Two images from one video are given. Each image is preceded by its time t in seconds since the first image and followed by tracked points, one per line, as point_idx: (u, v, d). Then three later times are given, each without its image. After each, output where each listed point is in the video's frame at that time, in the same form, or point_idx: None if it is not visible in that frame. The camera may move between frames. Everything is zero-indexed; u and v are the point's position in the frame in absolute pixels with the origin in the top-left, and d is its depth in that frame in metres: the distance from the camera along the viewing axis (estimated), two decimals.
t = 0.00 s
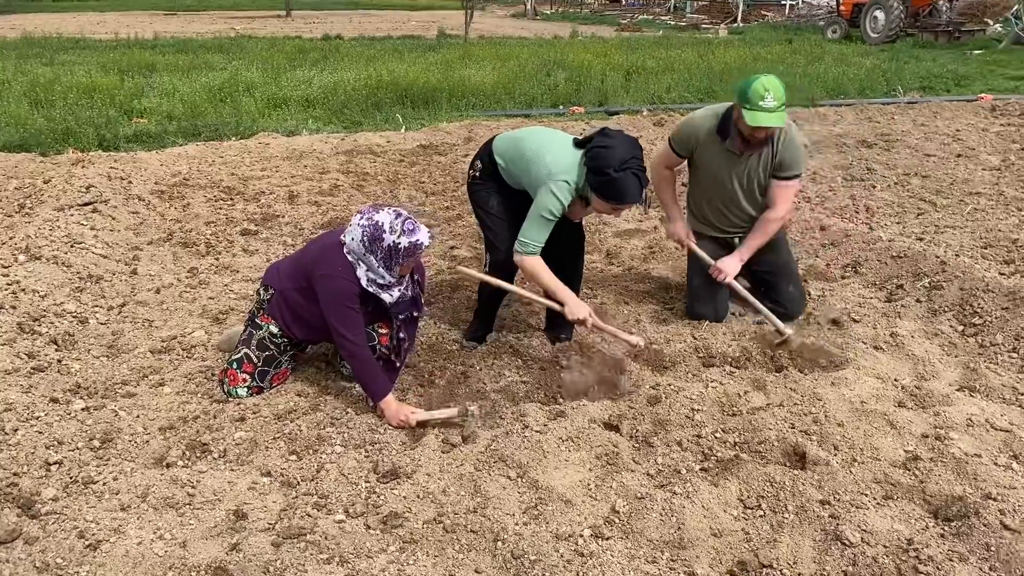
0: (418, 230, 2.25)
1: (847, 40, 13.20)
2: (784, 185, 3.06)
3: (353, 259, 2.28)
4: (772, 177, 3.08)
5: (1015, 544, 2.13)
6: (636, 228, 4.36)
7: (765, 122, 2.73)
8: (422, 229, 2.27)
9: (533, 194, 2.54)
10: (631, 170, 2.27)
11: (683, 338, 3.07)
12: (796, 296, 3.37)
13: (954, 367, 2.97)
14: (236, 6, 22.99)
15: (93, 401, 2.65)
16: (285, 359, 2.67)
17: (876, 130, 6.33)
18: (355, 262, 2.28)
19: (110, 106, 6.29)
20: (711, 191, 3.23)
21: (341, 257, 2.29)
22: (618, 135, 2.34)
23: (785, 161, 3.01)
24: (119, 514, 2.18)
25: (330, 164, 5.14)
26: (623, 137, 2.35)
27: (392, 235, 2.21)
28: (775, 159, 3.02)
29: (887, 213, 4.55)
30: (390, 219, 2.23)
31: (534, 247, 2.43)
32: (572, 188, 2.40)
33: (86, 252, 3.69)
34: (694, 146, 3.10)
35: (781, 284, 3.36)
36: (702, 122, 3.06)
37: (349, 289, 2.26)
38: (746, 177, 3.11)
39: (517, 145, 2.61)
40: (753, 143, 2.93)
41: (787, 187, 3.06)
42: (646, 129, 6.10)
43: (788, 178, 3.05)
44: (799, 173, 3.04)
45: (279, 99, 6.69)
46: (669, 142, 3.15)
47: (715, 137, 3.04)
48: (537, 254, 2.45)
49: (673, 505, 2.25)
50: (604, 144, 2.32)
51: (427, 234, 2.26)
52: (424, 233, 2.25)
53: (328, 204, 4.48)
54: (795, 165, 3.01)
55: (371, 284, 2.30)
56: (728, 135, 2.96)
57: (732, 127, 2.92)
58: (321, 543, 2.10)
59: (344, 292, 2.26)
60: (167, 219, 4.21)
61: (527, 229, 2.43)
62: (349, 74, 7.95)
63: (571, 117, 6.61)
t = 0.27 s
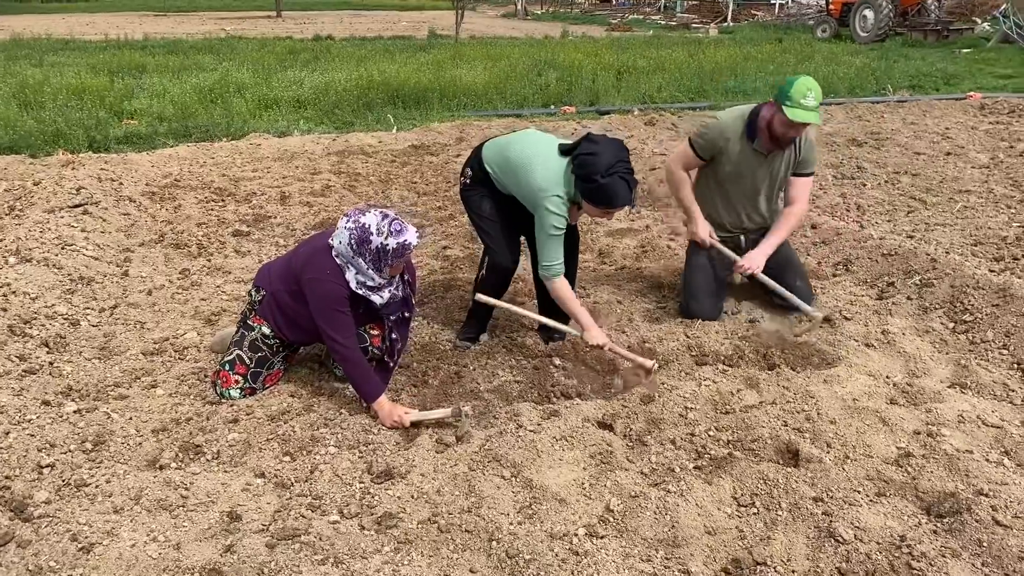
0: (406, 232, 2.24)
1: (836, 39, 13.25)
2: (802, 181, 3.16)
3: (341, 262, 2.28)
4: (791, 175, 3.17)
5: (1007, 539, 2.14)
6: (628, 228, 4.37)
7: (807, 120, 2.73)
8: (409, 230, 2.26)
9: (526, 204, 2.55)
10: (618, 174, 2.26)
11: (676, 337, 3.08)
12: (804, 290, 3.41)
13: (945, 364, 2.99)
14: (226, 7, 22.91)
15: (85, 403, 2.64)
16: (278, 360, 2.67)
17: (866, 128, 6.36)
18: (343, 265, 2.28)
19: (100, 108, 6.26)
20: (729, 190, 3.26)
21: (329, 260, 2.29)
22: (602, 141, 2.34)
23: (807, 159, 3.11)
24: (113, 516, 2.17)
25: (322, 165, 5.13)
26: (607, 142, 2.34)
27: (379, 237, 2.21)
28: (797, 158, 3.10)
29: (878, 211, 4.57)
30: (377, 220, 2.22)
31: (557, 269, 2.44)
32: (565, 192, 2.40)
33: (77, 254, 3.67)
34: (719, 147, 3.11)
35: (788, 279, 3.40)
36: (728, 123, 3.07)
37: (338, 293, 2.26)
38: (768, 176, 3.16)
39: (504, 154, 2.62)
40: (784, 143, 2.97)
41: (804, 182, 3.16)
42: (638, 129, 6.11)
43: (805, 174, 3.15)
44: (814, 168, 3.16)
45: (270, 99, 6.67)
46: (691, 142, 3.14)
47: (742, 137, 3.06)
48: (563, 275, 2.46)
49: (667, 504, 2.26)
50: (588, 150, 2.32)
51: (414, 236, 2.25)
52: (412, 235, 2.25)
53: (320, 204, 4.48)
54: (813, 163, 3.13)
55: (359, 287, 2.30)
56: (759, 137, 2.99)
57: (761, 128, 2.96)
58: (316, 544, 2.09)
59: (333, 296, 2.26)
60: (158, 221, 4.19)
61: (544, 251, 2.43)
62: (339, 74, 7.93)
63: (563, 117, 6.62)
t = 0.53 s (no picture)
0: (397, 233, 2.24)
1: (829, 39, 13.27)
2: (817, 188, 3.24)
3: (332, 264, 2.28)
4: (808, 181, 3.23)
5: (998, 538, 2.15)
6: (621, 228, 4.37)
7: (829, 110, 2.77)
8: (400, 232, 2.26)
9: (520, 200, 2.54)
10: (617, 174, 2.27)
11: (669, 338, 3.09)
12: (802, 289, 3.38)
13: (936, 363, 3.00)
14: (219, 7, 22.86)
15: (76, 406, 2.63)
16: (269, 362, 2.66)
17: (858, 128, 6.38)
18: (334, 267, 2.28)
19: (92, 109, 6.24)
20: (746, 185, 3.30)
21: (320, 262, 2.29)
22: (602, 139, 2.34)
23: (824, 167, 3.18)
24: (104, 519, 2.16)
25: (314, 166, 5.12)
26: (607, 141, 2.35)
27: (369, 238, 2.20)
28: (817, 165, 3.17)
29: (870, 211, 4.59)
30: (369, 221, 2.22)
31: (535, 259, 2.41)
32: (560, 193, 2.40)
33: (68, 256, 3.65)
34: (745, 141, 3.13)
35: (788, 280, 3.38)
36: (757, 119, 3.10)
37: (329, 295, 2.25)
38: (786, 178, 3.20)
39: (500, 153, 2.60)
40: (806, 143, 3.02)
41: (819, 189, 3.23)
42: (631, 129, 6.12)
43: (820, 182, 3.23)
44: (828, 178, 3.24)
45: (262, 100, 6.66)
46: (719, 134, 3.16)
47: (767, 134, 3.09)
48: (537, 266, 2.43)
49: (659, 504, 2.26)
50: (589, 148, 2.32)
51: (405, 238, 2.25)
52: (403, 236, 2.24)
53: (313, 205, 4.47)
54: (829, 172, 3.21)
55: (351, 289, 2.30)
56: (784, 136, 3.03)
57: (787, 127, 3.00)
58: (308, 546, 2.09)
59: (324, 298, 2.26)
60: (150, 222, 4.18)
61: (526, 239, 2.41)
62: (332, 75, 7.92)
63: (556, 117, 6.62)
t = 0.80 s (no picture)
0: (392, 236, 2.23)
1: (825, 39, 13.29)
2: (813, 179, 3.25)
3: (326, 266, 2.27)
4: (802, 174, 3.25)
5: (994, 538, 2.15)
6: (617, 229, 4.37)
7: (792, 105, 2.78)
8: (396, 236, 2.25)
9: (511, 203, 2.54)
10: (605, 175, 2.26)
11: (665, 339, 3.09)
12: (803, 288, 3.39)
13: (932, 364, 3.00)
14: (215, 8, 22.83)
15: (71, 409, 2.62)
16: (264, 364, 2.65)
17: (854, 128, 6.38)
18: (328, 269, 2.27)
19: (87, 110, 6.23)
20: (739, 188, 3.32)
21: (315, 264, 2.28)
22: (590, 140, 2.33)
23: (814, 159, 3.19)
24: (98, 523, 2.15)
25: (310, 167, 5.11)
26: (596, 142, 2.34)
27: (364, 240, 2.20)
28: (807, 158, 3.17)
29: (866, 211, 4.59)
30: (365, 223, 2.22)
31: (522, 261, 2.39)
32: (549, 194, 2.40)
33: (63, 258, 3.64)
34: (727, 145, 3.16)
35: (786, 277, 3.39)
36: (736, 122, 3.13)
37: (323, 297, 2.25)
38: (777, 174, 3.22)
39: (491, 153, 2.60)
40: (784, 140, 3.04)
41: (818, 181, 3.25)
42: (627, 130, 6.12)
43: (815, 174, 3.23)
44: (824, 169, 3.24)
45: (258, 101, 6.65)
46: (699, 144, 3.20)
47: (749, 135, 3.12)
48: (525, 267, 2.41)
49: (655, 506, 2.26)
50: (576, 150, 2.31)
51: (400, 242, 2.24)
52: (397, 239, 2.23)
53: (309, 207, 4.46)
54: (822, 163, 3.21)
55: (346, 292, 2.29)
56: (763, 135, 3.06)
57: (766, 127, 3.01)
58: (303, 549, 2.08)
59: (319, 301, 2.25)
60: (145, 224, 4.17)
61: (512, 242, 2.40)
62: (328, 76, 7.92)
63: (552, 118, 6.62)
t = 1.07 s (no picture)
0: (391, 241, 2.20)
1: (825, 41, 13.30)
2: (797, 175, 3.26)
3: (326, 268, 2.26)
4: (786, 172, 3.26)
5: (995, 540, 2.15)
6: (617, 230, 4.37)
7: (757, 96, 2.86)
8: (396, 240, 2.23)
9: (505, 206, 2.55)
10: (590, 173, 2.25)
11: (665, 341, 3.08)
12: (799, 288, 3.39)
13: (932, 365, 3.00)
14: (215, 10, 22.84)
15: (70, 411, 2.62)
16: (264, 366, 2.65)
17: (853, 130, 6.39)
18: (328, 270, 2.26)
19: (86, 113, 6.23)
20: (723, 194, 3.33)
21: (315, 265, 2.28)
22: (576, 138, 2.33)
23: (796, 155, 3.20)
24: (97, 525, 2.15)
25: (310, 169, 5.11)
26: (584, 141, 2.34)
27: (363, 243, 2.18)
28: (788, 155, 3.19)
29: (866, 213, 4.59)
30: (366, 225, 2.20)
31: (513, 264, 2.38)
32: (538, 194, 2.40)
33: (62, 260, 3.64)
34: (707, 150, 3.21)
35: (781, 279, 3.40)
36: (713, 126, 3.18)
37: (321, 298, 2.25)
38: (761, 175, 3.24)
39: (485, 154, 2.61)
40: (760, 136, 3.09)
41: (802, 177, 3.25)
42: (626, 131, 6.12)
43: (798, 170, 3.24)
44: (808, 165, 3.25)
45: (258, 103, 6.65)
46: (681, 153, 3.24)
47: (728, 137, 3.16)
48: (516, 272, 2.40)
49: (656, 508, 2.26)
50: (563, 149, 2.31)
51: (400, 246, 2.21)
52: (395, 246, 2.19)
53: (309, 209, 4.46)
54: (805, 159, 3.21)
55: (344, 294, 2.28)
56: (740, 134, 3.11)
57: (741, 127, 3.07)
58: (303, 552, 2.08)
59: (317, 302, 2.25)
60: (145, 226, 4.16)
61: (502, 247, 2.40)
62: (328, 78, 7.92)
63: (552, 120, 6.63)
